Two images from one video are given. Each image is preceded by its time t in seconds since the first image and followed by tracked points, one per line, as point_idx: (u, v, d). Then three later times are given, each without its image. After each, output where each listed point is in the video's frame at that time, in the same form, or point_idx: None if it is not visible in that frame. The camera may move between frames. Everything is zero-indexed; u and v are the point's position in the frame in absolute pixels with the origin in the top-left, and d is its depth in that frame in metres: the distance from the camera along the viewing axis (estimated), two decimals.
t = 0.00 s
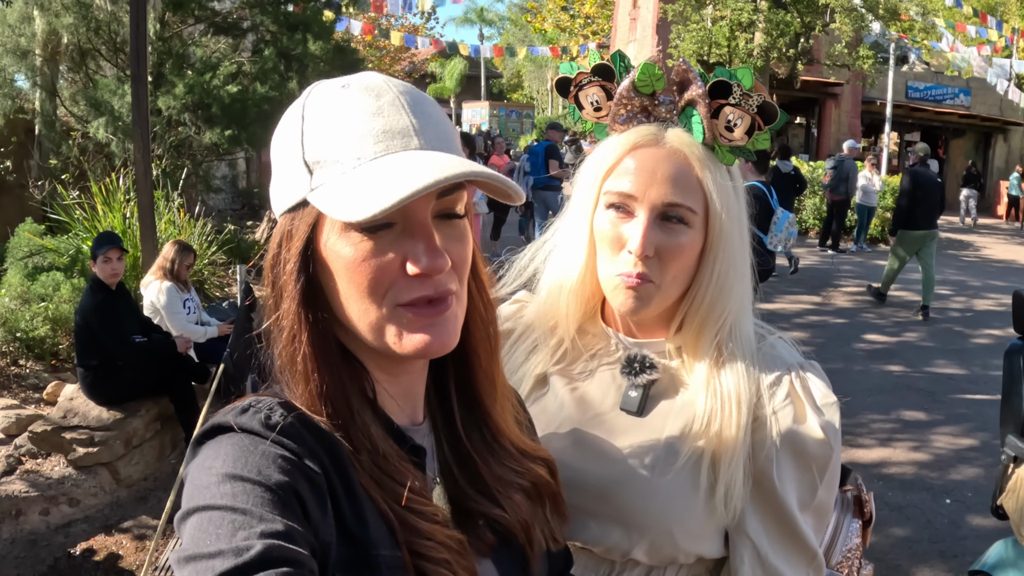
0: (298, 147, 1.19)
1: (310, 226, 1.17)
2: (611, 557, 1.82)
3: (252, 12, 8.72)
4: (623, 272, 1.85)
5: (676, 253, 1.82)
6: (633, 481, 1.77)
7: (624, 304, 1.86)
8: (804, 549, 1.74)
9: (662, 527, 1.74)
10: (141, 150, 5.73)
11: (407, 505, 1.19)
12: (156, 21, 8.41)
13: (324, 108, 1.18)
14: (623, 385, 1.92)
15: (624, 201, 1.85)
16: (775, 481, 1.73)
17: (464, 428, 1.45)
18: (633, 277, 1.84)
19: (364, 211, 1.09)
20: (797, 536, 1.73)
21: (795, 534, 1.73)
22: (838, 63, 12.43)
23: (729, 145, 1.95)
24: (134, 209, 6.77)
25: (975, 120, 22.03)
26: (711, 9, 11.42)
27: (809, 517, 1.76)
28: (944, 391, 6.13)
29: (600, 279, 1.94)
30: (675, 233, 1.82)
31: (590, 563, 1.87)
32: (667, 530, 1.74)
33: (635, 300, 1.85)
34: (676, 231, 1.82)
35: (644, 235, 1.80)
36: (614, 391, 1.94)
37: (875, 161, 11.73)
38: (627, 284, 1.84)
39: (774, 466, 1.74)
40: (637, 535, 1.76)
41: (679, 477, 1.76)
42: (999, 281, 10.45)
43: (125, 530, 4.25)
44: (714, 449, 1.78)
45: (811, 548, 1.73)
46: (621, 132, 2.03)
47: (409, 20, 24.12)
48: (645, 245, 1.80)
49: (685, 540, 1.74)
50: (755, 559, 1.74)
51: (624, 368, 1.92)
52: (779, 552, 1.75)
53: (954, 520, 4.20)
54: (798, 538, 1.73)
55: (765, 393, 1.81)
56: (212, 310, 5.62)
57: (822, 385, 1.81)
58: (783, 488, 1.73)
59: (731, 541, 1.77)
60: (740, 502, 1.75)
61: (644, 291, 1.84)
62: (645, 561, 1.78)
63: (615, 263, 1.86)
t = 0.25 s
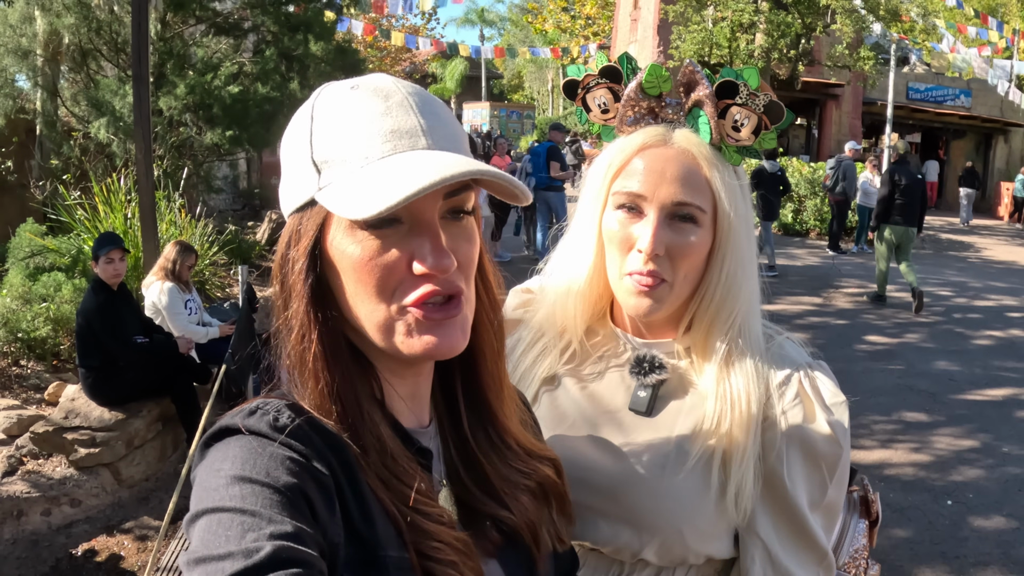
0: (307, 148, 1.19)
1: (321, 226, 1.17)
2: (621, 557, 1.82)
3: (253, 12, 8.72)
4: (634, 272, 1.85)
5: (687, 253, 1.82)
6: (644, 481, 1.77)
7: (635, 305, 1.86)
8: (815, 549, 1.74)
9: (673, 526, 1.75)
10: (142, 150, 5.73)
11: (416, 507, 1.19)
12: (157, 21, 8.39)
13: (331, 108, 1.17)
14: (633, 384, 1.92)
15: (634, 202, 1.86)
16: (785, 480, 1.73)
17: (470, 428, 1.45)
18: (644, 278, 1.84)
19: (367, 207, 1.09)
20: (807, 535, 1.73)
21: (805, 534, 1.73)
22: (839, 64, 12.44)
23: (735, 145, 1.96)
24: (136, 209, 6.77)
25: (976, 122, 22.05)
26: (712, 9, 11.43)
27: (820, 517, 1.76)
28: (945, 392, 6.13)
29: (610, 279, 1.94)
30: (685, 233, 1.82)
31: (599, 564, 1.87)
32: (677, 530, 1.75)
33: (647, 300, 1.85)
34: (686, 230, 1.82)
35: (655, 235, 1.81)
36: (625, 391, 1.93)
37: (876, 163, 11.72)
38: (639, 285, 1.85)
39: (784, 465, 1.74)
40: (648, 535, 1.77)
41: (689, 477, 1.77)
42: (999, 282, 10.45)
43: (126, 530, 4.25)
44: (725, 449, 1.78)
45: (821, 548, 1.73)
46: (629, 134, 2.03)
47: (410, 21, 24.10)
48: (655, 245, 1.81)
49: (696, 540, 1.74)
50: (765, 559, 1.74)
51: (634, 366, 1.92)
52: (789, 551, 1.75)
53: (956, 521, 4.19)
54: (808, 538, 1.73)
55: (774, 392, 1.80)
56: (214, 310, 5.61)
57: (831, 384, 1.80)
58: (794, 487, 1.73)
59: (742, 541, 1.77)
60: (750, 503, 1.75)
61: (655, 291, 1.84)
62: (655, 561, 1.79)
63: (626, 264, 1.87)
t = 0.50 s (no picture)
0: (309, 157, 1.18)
1: (322, 238, 1.16)
2: (622, 560, 1.82)
3: (254, 13, 8.72)
4: (647, 278, 1.84)
5: (699, 258, 1.82)
6: (647, 485, 1.77)
7: (647, 310, 1.86)
8: (818, 555, 1.73)
9: (675, 531, 1.74)
10: (143, 151, 5.73)
11: (417, 517, 1.18)
12: (158, 22, 8.38)
13: (333, 117, 1.17)
14: (639, 388, 1.92)
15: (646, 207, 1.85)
16: (789, 486, 1.72)
17: (471, 436, 1.44)
18: (657, 283, 1.84)
19: (381, 219, 1.09)
20: (810, 542, 1.72)
21: (808, 540, 1.72)
22: (840, 66, 12.44)
23: (745, 150, 1.98)
24: (137, 211, 6.78)
25: (977, 123, 22.05)
26: (712, 11, 11.43)
27: (822, 524, 1.76)
28: (946, 394, 6.13)
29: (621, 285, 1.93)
30: (698, 238, 1.82)
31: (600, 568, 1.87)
32: (679, 535, 1.74)
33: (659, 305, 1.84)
34: (698, 235, 1.82)
35: (667, 240, 1.80)
36: (629, 396, 1.93)
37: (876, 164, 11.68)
38: (652, 290, 1.84)
39: (787, 471, 1.73)
40: (650, 539, 1.77)
41: (693, 482, 1.77)
42: (1000, 284, 10.44)
43: (127, 532, 4.25)
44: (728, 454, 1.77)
45: (824, 555, 1.72)
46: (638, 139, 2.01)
47: (410, 21, 24.11)
48: (668, 250, 1.80)
49: (698, 545, 1.74)
50: (768, 564, 1.74)
51: (640, 369, 1.92)
52: (792, 558, 1.74)
53: (958, 524, 4.19)
54: (811, 544, 1.72)
55: (779, 398, 1.80)
56: (214, 312, 5.60)
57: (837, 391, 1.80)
58: (798, 493, 1.73)
59: (744, 546, 1.77)
60: (752, 507, 1.75)
61: (667, 296, 1.84)
62: (656, 566, 1.78)
63: (638, 270, 1.86)
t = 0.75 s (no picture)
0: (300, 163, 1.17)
1: (312, 242, 1.16)
2: (621, 563, 1.82)
3: (255, 15, 8.73)
4: (643, 284, 1.85)
5: (695, 263, 1.82)
6: (645, 489, 1.77)
7: (643, 315, 1.86)
8: (815, 561, 1.73)
9: (673, 535, 1.74)
10: (143, 153, 5.73)
11: (410, 521, 1.18)
12: (159, 23, 8.38)
13: (328, 122, 1.16)
14: (637, 391, 1.92)
15: (642, 213, 1.85)
16: (786, 491, 1.72)
17: (464, 440, 1.44)
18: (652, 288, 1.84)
19: (374, 228, 1.09)
20: (807, 547, 1.72)
21: (805, 545, 1.72)
22: (840, 68, 12.44)
23: (742, 156, 1.96)
24: (137, 212, 6.78)
25: (977, 125, 22.06)
26: (713, 13, 11.44)
27: (819, 529, 1.76)
28: (946, 397, 6.13)
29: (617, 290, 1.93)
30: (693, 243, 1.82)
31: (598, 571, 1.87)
32: (678, 539, 1.74)
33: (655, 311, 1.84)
34: (694, 240, 1.82)
35: (662, 246, 1.80)
36: (626, 399, 1.93)
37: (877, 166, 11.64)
38: (647, 296, 1.84)
39: (784, 477, 1.73)
40: (648, 543, 1.76)
41: (692, 486, 1.77)
42: (1000, 287, 10.44)
43: (126, 534, 4.26)
44: (726, 459, 1.78)
45: (821, 560, 1.72)
46: (636, 144, 2.02)
47: (411, 23, 24.11)
48: (662, 256, 1.80)
49: (696, 549, 1.74)
50: (765, 568, 1.74)
51: (639, 374, 1.92)
52: (790, 562, 1.74)
53: (957, 527, 4.19)
54: (807, 549, 1.72)
55: (776, 404, 1.80)
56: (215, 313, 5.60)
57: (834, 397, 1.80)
58: (795, 498, 1.73)
59: (741, 551, 1.77)
60: (750, 512, 1.75)
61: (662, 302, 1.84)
62: (654, 569, 1.78)
63: (634, 275, 1.86)
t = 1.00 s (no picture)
0: (291, 160, 1.20)
1: (301, 238, 1.17)
2: (620, 561, 1.81)
3: (256, 15, 8.73)
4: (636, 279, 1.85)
5: (687, 258, 1.81)
6: (645, 485, 1.77)
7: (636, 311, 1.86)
8: (813, 559, 1.72)
9: (673, 532, 1.74)
10: (143, 153, 5.73)
11: (404, 517, 1.18)
12: (159, 24, 8.39)
13: (318, 122, 1.18)
14: (636, 389, 1.92)
15: (635, 208, 1.85)
16: (785, 488, 1.72)
17: (459, 438, 1.44)
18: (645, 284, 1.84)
19: (335, 225, 1.09)
20: (805, 545, 1.72)
21: (803, 543, 1.72)
22: (841, 69, 12.44)
23: (737, 153, 1.95)
24: (137, 212, 6.79)
25: (978, 127, 22.05)
26: (713, 14, 11.44)
27: (818, 527, 1.75)
28: (946, 398, 6.12)
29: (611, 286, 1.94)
30: (686, 238, 1.82)
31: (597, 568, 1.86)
32: (677, 536, 1.74)
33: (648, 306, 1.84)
34: (687, 235, 1.82)
35: (654, 241, 1.80)
36: (626, 397, 1.93)
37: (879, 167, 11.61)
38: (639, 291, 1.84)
39: (783, 474, 1.73)
40: (648, 540, 1.76)
41: (692, 482, 1.77)
42: (1001, 288, 10.43)
43: (125, 535, 4.25)
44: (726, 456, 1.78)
45: (820, 558, 1.71)
46: (631, 142, 2.03)
47: (412, 23, 24.11)
48: (655, 251, 1.80)
49: (695, 545, 1.74)
50: (764, 566, 1.73)
51: (639, 371, 1.92)
52: (789, 561, 1.74)
53: (958, 528, 4.18)
54: (806, 547, 1.72)
55: (775, 402, 1.81)
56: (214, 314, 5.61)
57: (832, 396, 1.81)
58: (793, 495, 1.73)
59: (740, 548, 1.76)
60: (749, 509, 1.74)
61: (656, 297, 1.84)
62: (654, 567, 1.78)
63: (627, 271, 1.87)
